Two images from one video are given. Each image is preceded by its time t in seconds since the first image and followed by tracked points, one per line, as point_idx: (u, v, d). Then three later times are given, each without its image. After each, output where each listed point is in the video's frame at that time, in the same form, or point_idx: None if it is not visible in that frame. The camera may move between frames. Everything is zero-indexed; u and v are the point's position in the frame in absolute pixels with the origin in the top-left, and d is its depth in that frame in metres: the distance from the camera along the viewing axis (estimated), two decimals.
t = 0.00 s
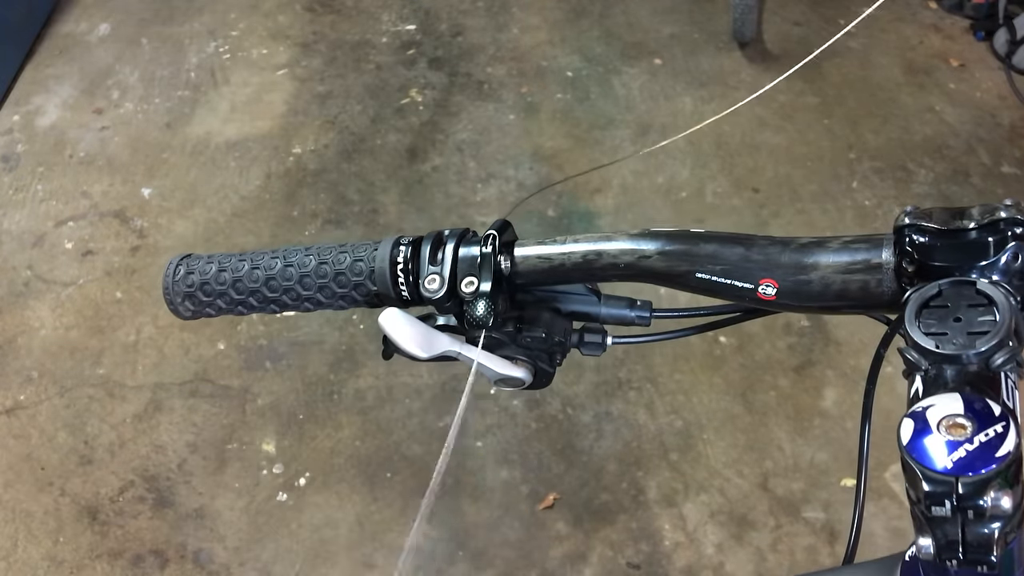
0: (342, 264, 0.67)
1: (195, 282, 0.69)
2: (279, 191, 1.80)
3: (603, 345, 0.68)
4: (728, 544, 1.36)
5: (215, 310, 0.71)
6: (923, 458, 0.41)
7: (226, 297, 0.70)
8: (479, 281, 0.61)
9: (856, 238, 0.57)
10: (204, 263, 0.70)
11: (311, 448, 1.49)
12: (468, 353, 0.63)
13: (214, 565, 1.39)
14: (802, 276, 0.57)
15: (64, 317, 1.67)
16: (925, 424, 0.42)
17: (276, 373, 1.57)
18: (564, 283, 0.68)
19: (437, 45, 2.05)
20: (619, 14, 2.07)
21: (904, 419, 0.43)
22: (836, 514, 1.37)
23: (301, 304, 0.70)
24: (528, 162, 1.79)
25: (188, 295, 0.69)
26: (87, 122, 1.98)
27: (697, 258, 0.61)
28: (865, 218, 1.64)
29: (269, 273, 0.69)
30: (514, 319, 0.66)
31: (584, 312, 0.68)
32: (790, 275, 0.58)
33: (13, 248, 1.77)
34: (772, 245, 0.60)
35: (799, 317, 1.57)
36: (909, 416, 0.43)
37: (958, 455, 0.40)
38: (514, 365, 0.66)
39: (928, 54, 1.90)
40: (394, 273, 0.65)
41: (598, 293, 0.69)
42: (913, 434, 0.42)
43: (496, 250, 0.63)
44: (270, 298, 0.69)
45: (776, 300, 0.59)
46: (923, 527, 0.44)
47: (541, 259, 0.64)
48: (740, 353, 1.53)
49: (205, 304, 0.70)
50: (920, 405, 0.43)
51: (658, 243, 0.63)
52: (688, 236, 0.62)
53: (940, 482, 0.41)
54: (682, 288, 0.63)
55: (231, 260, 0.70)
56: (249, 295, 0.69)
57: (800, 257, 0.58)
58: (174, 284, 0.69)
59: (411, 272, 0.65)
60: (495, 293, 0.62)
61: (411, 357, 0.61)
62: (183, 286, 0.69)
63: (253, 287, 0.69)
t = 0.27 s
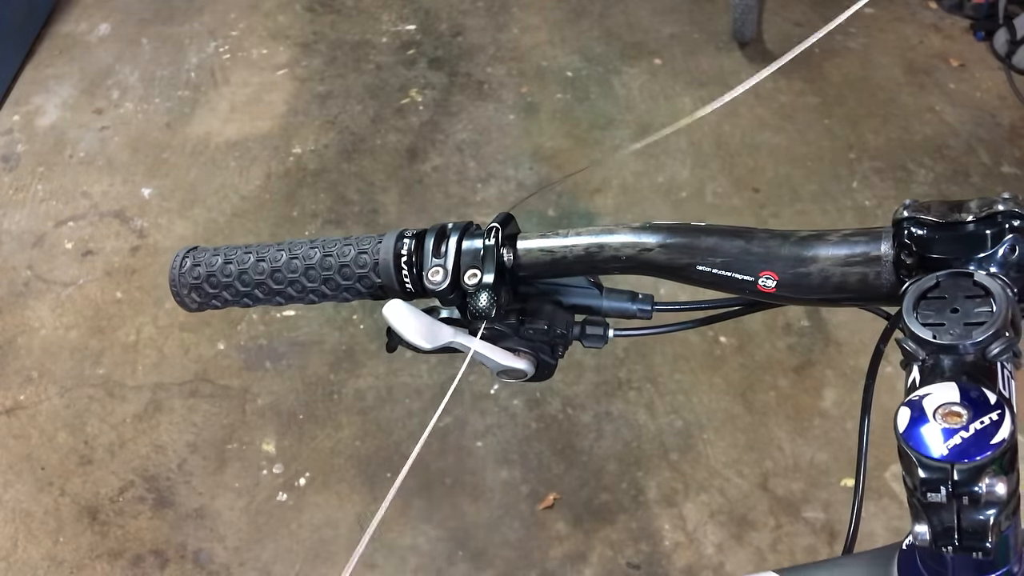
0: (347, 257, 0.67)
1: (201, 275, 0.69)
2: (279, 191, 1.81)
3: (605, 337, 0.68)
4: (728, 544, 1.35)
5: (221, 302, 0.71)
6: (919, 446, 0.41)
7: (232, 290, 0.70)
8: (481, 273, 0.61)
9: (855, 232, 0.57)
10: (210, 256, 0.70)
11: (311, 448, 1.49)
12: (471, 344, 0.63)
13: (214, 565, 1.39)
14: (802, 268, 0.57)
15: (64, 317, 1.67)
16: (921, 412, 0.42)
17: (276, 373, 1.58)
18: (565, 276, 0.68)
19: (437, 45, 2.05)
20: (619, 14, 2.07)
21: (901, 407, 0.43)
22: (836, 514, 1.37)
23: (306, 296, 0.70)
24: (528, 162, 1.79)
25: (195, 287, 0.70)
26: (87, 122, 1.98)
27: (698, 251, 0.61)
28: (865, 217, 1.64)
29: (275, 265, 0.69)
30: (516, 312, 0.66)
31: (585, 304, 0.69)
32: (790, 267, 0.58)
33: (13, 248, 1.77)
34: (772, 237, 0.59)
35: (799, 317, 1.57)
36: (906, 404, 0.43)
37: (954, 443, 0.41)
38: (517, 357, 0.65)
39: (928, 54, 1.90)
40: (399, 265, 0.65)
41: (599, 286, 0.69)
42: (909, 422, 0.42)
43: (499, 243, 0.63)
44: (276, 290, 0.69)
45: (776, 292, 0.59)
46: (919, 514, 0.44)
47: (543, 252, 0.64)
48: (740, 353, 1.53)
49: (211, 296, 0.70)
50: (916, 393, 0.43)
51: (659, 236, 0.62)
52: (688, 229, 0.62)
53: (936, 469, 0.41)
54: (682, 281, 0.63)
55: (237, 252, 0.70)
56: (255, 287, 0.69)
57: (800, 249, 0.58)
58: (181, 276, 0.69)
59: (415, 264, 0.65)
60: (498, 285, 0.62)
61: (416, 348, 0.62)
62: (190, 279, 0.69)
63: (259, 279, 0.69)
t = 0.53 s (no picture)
0: (351, 249, 0.67)
1: (207, 267, 0.69)
2: (279, 191, 1.80)
3: (606, 328, 0.67)
4: (728, 544, 1.35)
5: (227, 294, 0.71)
6: (915, 431, 0.41)
7: (237, 282, 0.70)
8: (484, 264, 0.62)
9: (852, 223, 0.58)
10: (215, 248, 0.70)
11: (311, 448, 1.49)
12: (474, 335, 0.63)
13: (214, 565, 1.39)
14: (800, 258, 0.58)
15: (64, 317, 1.67)
16: (916, 398, 0.42)
17: (276, 372, 1.57)
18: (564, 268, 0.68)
19: (437, 45, 2.05)
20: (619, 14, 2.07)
21: (896, 393, 0.43)
22: (836, 513, 1.37)
23: (311, 288, 0.70)
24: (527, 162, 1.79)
25: (201, 279, 0.70)
26: (87, 122, 1.98)
27: (699, 242, 0.60)
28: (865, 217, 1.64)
29: (280, 257, 0.69)
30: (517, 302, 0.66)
31: (587, 296, 0.68)
32: (788, 258, 0.58)
33: (13, 248, 1.77)
34: (771, 228, 0.60)
35: (800, 317, 1.57)
36: (901, 390, 0.43)
37: (949, 427, 0.41)
38: (519, 348, 0.64)
39: (928, 54, 1.90)
40: (402, 257, 0.65)
41: (600, 279, 0.69)
42: (905, 407, 0.42)
43: (501, 234, 0.63)
44: (281, 282, 0.70)
45: (774, 283, 0.59)
46: (915, 499, 0.44)
47: (546, 244, 0.64)
48: (740, 353, 1.53)
49: (217, 287, 0.70)
50: (912, 379, 0.43)
51: (660, 227, 0.62)
52: (689, 221, 0.62)
53: (931, 453, 0.41)
54: (684, 272, 0.63)
55: (242, 244, 0.70)
56: (260, 279, 0.70)
57: (798, 240, 0.58)
58: (188, 268, 0.70)
59: (418, 256, 0.65)
60: (501, 275, 0.62)
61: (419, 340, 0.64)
62: (196, 271, 0.70)
63: (264, 271, 0.69)
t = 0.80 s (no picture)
0: (350, 255, 0.67)
1: (206, 271, 0.69)
2: (279, 191, 1.81)
3: (608, 337, 0.69)
4: (728, 544, 1.36)
5: (225, 298, 0.71)
6: (922, 451, 0.42)
7: (235, 287, 0.70)
8: (485, 273, 0.62)
9: (859, 233, 0.56)
10: (215, 252, 0.70)
11: (311, 448, 1.49)
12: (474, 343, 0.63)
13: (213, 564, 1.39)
14: (805, 270, 0.57)
15: (64, 317, 1.67)
16: (923, 418, 0.42)
17: (276, 372, 1.57)
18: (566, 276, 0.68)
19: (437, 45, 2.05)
20: (619, 14, 2.07)
21: (902, 411, 0.43)
22: (836, 513, 1.37)
23: (310, 293, 0.70)
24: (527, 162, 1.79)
25: (199, 282, 0.70)
26: (87, 122, 1.98)
27: (702, 252, 0.60)
28: (865, 217, 1.64)
29: (279, 262, 0.69)
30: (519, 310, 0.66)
31: (589, 303, 0.68)
32: (793, 269, 0.57)
33: (13, 248, 1.77)
34: (776, 238, 0.58)
35: (799, 317, 1.57)
36: (907, 408, 0.43)
37: (956, 448, 0.41)
38: (520, 356, 0.65)
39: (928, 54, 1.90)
40: (402, 263, 0.65)
41: (603, 285, 0.68)
42: (911, 427, 0.42)
43: (502, 242, 0.64)
44: (280, 287, 0.69)
45: (779, 294, 0.59)
46: (921, 519, 0.46)
47: (546, 252, 0.64)
48: (740, 353, 1.53)
49: (215, 291, 0.70)
50: (918, 397, 0.43)
51: (662, 236, 0.61)
52: (692, 229, 0.61)
53: (937, 475, 0.42)
54: (687, 282, 0.62)
55: (242, 248, 0.70)
56: (259, 284, 0.69)
57: (803, 251, 0.57)
58: (186, 272, 0.70)
59: (419, 262, 0.65)
60: (502, 284, 0.63)
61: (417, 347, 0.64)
62: (195, 274, 0.70)
63: (263, 276, 0.69)
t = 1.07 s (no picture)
0: (345, 267, 0.68)
1: (200, 281, 0.70)
2: (279, 191, 1.81)
3: (608, 351, 0.68)
4: (728, 544, 1.36)
5: (220, 308, 0.72)
6: (929, 479, 0.43)
7: (230, 296, 0.71)
8: (482, 286, 0.61)
9: (863, 250, 0.57)
10: (210, 262, 0.71)
11: (311, 447, 1.49)
12: (470, 357, 0.62)
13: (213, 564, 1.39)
14: (810, 286, 0.57)
15: (64, 317, 1.67)
16: (931, 445, 0.43)
17: (276, 372, 1.57)
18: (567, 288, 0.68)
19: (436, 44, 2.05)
20: (619, 14, 2.07)
21: (910, 438, 0.44)
22: (836, 513, 1.37)
23: (305, 304, 0.71)
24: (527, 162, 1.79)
25: (194, 292, 0.71)
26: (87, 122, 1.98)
27: (704, 267, 0.60)
28: (865, 218, 1.64)
29: (274, 273, 0.69)
30: (519, 323, 0.66)
31: (588, 316, 0.68)
32: (797, 285, 0.57)
33: (13, 248, 1.77)
34: (780, 253, 0.58)
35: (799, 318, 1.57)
36: (916, 434, 0.44)
37: (964, 478, 0.42)
38: (519, 371, 0.64)
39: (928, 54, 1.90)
40: (398, 274, 0.65)
41: (603, 297, 0.69)
42: (919, 454, 0.43)
43: (501, 254, 0.63)
44: (275, 297, 0.70)
45: (782, 309, 0.58)
46: (928, 548, 0.47)
47: (546, 265, 0.64)
48: (740, 353, 1.53)
49: (210, 302, 0.71)
50: (926, 423, 0.44)
51: (664, 250, 0.61)
52: (695, 243, 0.61)
53: (947, 505, 0.43)
54: (690, 296, 0.62)
55: (237, 259, 0.71)
56: (254, 294, 0.70)
57: (808, 266, 0.57)
58: (181, 281, 0.70)
59: (415, 273, 0.65)
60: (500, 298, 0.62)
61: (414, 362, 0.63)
62: (190, 284, 0.70)
63: (258, 287, 0.70)
